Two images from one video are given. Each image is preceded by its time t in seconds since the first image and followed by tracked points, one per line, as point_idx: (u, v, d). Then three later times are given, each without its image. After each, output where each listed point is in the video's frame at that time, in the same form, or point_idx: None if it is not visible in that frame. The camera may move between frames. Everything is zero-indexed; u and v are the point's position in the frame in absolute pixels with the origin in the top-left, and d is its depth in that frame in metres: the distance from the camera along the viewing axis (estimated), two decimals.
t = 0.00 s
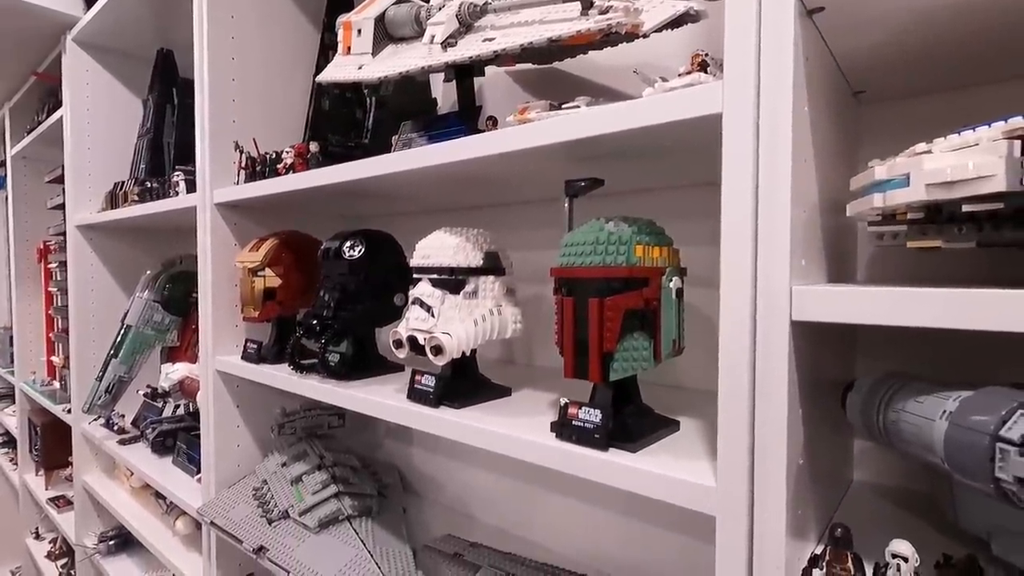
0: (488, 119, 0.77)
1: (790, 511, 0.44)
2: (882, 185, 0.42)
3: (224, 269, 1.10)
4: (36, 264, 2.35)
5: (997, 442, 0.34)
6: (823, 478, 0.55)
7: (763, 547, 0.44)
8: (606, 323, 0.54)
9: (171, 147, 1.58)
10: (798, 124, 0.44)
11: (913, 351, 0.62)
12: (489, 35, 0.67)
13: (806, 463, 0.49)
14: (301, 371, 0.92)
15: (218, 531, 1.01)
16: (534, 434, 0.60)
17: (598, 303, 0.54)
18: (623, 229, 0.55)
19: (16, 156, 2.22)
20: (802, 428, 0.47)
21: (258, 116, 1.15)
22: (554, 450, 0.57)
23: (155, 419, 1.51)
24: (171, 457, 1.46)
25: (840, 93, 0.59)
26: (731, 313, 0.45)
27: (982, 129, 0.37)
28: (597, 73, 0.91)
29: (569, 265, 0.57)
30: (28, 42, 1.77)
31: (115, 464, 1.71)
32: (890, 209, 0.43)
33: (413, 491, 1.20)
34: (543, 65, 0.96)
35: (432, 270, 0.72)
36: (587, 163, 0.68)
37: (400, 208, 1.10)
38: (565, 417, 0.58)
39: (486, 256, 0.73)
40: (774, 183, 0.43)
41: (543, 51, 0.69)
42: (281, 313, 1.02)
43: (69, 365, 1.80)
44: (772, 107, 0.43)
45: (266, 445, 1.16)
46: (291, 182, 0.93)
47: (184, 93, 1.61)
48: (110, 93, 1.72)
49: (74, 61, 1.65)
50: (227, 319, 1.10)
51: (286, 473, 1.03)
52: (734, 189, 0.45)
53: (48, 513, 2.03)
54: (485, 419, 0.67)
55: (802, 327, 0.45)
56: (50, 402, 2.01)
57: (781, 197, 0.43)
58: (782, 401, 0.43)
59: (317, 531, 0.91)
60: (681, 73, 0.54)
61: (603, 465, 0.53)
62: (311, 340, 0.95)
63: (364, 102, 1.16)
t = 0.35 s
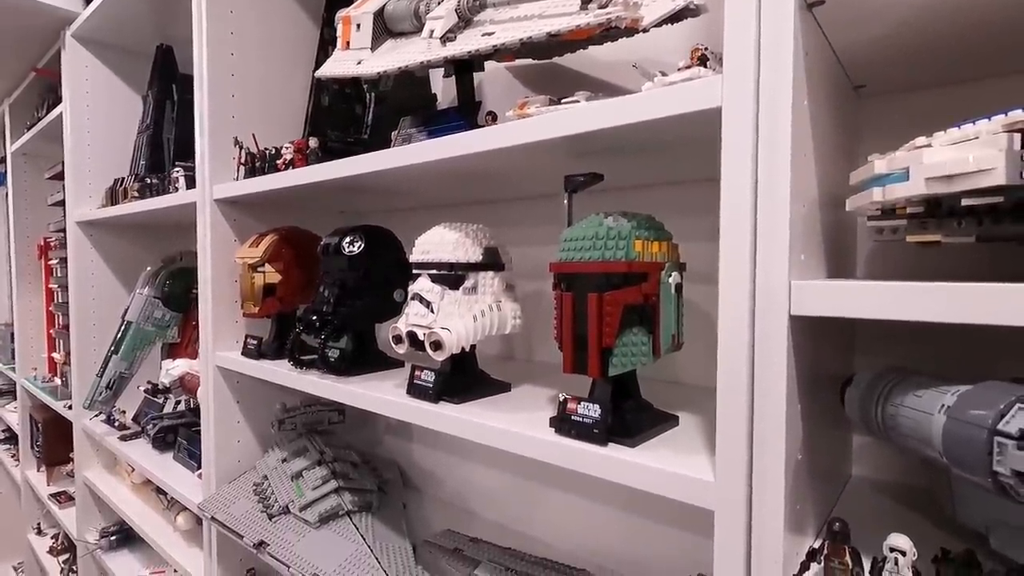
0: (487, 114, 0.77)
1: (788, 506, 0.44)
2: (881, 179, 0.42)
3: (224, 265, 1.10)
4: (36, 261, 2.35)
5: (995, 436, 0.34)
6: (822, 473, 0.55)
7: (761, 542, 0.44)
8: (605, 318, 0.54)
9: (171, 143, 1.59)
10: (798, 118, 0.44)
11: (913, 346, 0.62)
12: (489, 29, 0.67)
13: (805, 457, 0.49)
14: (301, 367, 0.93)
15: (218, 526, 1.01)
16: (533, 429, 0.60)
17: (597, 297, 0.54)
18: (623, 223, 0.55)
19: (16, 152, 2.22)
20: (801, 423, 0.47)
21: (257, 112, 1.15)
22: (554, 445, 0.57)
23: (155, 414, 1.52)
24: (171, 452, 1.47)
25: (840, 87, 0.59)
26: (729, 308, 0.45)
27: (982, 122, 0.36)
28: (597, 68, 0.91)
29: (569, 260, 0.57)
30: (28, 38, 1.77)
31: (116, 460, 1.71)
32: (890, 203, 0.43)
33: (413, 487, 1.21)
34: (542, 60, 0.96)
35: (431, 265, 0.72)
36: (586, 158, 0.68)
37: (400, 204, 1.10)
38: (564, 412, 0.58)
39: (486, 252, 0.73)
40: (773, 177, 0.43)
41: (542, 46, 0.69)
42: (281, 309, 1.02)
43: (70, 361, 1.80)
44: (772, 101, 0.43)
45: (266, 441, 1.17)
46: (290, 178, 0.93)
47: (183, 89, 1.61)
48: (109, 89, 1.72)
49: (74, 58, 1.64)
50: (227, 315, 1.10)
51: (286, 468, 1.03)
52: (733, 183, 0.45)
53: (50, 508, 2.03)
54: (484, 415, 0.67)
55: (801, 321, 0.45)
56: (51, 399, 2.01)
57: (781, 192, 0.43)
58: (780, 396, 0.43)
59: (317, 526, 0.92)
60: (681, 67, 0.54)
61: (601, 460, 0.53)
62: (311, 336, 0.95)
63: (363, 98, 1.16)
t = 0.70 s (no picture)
0: (486, 113, 0.77)
1: (787, 505, 0.44)
2: (880, 177, 0.42)
3: (223, 264, 1.10)
4: (36, 260, 2.35)
5: (993, 435, 0.34)
6: (820, 471, 0.55)
7: (759, 541, 0.44)
8: (603, 318, 0.53)
9: (170, 142, 1.59)
10: (796, 117, 0.44)
11: (912, 345, 0.62)
12: (487, 28, 0.67)
13: (803, 456, 0.49)
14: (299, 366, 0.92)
15: (217, 525, 1.01)
16: (532, 429, 0.60)
17: (595, 297, 0.53)
18: (621, 222, 0.55)
19: (16, 151, 2.22)
20: (800, 422, 0.47)
21: (256, 111, 1.15)
22: (553, 444, 0.56)
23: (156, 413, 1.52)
24: (171, 451, 1.47)
25: (839, 85, 0.59)
26: (728, 307, 0.45)
27: (981, 120, 0.36)
28: (596, 67, 0.91)
29: (566, 259, 0.57)
30: (27, 37, 1.76)
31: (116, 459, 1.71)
32: (889, 202, 0.43)
33: (412, 486, 1.21)
34: (541, 59, 0.96)
35: (430, 264, 0.72)
36: (585, 156, 0.68)
37: (399, 203, 1.10)
38: (562, 411, 0.58)
39: (484, 251, 0.73)
40: (771, 176, 0.43)
41: (541, 44, 0.69)
42: (279, 308, 1.02)
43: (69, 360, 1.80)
44: (770, 100, 0.43)
45: (265, 440, 1.17)
46: (289, 177, 0.93)
47: (183, 87, 1.61)
48: (109, 88, 1.72)
49: (73, 56, 1.64)
50: (226, 314, 1.10)
51: (285, 467, 1.03)
52: (732, 181, 0.44)
53: (49, 508, 2.03)
54: (483, 414, 0.66)
55: (800, 320, 0.45)
56: (50, 398, 2.01)
57: (780, 191, 0.42)
58: (778, 395, 0.43)
59: (316, 525, 0.92)
60: (679, 66, 0.54)
61: (600, 459, 0.53)
62: (310, 335, 0.95)
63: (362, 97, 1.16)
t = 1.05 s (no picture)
0: (483, 113, 0.76)
1: (786, 511, 0.43)
2: (881, 179, 0.41)
3: (218, 265, 1.09)
4: (32, 260, 2.34)
5: (997, 443, 0.33)
6: (820, 478, 0.54)
7: (758, 548, 0.43)
8: (600, 320, 0.53)
9: (167, 142, 1.58)
10: (796, 117, 0.43)
11: (913, 348, 0.62)
12: (484, 27, 0.66)
13: (803, 461, 0.48)
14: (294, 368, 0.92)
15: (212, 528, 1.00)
16: (529, 432, 0.60)
17: (592, 299, 0.53)
18: (618, 224, 0.54)
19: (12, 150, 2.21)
20: (799, 427, 0.46)
21: (252, 110, 1.14)
22: (550, 449, 0.56)
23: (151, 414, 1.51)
24: (166, 453, 1.46)
25: (840, 85, 0.58)
26: (726, 309, 0.44)
27: (984, 121, 0.36)
28: (595, 67, 0.91)
29: (563, 261, 0.57)
30: (22, 35, 1.75)
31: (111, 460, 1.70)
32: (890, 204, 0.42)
33: (409, 488, 1.20)
34: (539, 58, 0.96)
35: (426, 265, 0.72)
36: (582, 157, 0.67)
37: (397, 203, 1.10)
38: (559, 415, 0.57)
39: (482, 252, 0.72)
40: (771, 178, 0.42)
41: (539, 44, 0.68)
42: (275, 309, 1.01)
43: (65, 360, 1.79)
44: (770, 101, 0.42)
45: (261, 442, 1.16)
46: (285, 177, 0.93)
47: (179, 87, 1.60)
48: (105, 87, 1.71)
49: (68, 55, 1.63)
50: (222, 315, 1.10)
51: (280, 470, 1.02)
52: (731, 182, 0.44)
53: (45, 509, 2.02)
54: (479, 417, 0.66)
55: (800, 323, 0.44)
56: (46, 399, 2.00)
57: (780, 192, 0.42)
58: (778, 400, 0.42)
59: (312, 529, 0.91)
60: (677, 66, 0.53)
61: (597, 464, 0.52)
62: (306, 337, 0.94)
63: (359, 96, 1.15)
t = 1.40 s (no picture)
0: (496, 112, 0.74)
1: (829, 531, 0.41)
2: (930, 178, 0.39)
3: (221, 268, 1.06)
4: (30, 264, 2.32)
5: None
6: (854, 492, 0.52)
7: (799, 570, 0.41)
8: (625, 326, 0.50)
9: (168, 144, 1.56)
10: (839, 113, 0.41)
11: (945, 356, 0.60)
12: (500, 23, 0.64)
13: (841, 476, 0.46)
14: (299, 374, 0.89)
15: (213, 539, 0.97)
16: (548, 444, 0.57)
17: (617, 304, 0.51)
18: (643, 226, 0.52)
19: (11, 152, 2.18)
20: (840, 440, 0.44)
21: (256, 111, 1.12)
22: (571, 462, 0.53)
23: (150, 421, 1.49)
24: (166, 461, 1.43)
25: (871, 83, 0.56)
26: (765, 316, 0.42)
27: None
28: (608, 66, 0.89)
29: (585, 265, 0.54)
30: (22, 36, 1.73)
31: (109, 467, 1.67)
32: (938, 205, 0.40)
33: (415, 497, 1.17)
34: (550, 58, 0.94)
35: (438, 270, 0.69)
36: (601, 157, 0.65)
37: (405, 206, 1.07)
38: (580, 426, 0.55)
39: (496, 256, 0.69)
40: (813, 177, 0.40)
41: (556, 41, 0.66)
42: (279, 314, 0.99)
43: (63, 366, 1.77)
44: (811, 96, 0.40)
45: (263, 450, 1.13)
46: (290, 179, 0.90)
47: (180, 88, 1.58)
48: (105, 89, 1.69)
49: (68, 56, 1.61)
50: (224, 320, 1.07)
51: (284, 479, 0.99)
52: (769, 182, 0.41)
53: (41, 517, 1.99)
54: (494, 427, 0.63)
55: (842, 331, 0.42)
56: (43, 404, 1.97)
57: (823, 193, 0.39)
58: (821, 414, 0.40)
59: (317, 541, 0.88)
60: (704, 62, 0.51)
61: (623, 479, 0.49)
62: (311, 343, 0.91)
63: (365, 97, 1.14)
